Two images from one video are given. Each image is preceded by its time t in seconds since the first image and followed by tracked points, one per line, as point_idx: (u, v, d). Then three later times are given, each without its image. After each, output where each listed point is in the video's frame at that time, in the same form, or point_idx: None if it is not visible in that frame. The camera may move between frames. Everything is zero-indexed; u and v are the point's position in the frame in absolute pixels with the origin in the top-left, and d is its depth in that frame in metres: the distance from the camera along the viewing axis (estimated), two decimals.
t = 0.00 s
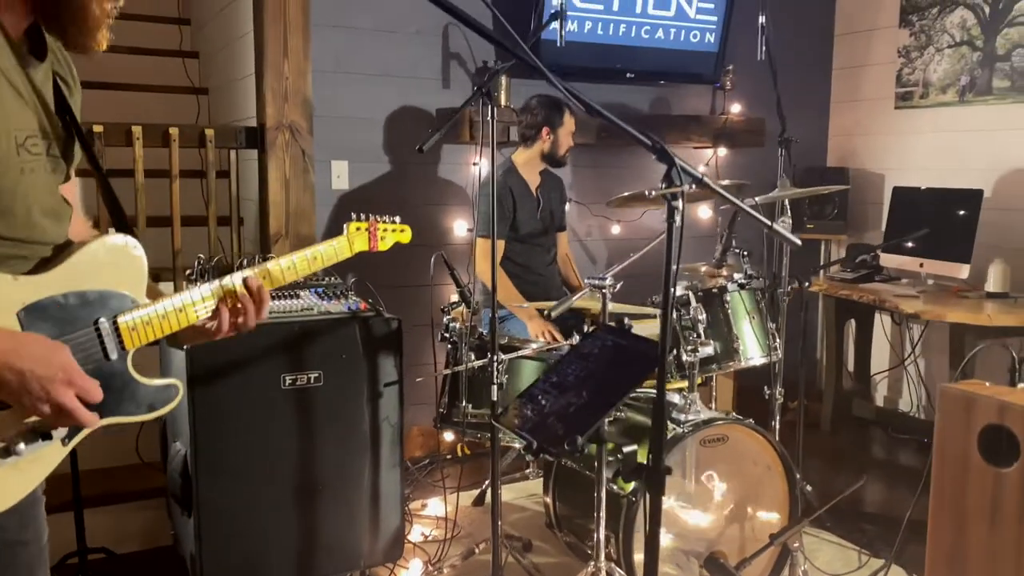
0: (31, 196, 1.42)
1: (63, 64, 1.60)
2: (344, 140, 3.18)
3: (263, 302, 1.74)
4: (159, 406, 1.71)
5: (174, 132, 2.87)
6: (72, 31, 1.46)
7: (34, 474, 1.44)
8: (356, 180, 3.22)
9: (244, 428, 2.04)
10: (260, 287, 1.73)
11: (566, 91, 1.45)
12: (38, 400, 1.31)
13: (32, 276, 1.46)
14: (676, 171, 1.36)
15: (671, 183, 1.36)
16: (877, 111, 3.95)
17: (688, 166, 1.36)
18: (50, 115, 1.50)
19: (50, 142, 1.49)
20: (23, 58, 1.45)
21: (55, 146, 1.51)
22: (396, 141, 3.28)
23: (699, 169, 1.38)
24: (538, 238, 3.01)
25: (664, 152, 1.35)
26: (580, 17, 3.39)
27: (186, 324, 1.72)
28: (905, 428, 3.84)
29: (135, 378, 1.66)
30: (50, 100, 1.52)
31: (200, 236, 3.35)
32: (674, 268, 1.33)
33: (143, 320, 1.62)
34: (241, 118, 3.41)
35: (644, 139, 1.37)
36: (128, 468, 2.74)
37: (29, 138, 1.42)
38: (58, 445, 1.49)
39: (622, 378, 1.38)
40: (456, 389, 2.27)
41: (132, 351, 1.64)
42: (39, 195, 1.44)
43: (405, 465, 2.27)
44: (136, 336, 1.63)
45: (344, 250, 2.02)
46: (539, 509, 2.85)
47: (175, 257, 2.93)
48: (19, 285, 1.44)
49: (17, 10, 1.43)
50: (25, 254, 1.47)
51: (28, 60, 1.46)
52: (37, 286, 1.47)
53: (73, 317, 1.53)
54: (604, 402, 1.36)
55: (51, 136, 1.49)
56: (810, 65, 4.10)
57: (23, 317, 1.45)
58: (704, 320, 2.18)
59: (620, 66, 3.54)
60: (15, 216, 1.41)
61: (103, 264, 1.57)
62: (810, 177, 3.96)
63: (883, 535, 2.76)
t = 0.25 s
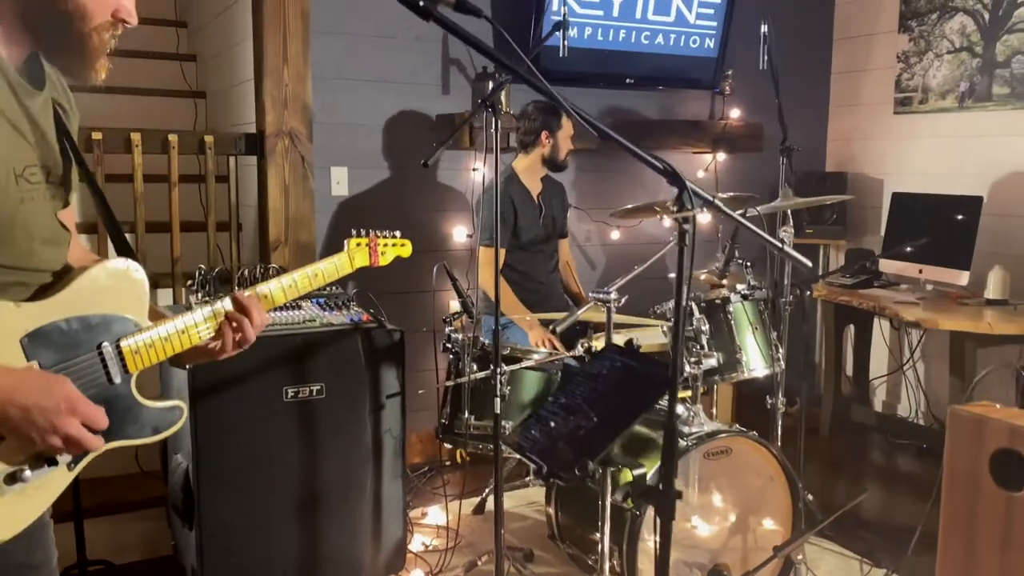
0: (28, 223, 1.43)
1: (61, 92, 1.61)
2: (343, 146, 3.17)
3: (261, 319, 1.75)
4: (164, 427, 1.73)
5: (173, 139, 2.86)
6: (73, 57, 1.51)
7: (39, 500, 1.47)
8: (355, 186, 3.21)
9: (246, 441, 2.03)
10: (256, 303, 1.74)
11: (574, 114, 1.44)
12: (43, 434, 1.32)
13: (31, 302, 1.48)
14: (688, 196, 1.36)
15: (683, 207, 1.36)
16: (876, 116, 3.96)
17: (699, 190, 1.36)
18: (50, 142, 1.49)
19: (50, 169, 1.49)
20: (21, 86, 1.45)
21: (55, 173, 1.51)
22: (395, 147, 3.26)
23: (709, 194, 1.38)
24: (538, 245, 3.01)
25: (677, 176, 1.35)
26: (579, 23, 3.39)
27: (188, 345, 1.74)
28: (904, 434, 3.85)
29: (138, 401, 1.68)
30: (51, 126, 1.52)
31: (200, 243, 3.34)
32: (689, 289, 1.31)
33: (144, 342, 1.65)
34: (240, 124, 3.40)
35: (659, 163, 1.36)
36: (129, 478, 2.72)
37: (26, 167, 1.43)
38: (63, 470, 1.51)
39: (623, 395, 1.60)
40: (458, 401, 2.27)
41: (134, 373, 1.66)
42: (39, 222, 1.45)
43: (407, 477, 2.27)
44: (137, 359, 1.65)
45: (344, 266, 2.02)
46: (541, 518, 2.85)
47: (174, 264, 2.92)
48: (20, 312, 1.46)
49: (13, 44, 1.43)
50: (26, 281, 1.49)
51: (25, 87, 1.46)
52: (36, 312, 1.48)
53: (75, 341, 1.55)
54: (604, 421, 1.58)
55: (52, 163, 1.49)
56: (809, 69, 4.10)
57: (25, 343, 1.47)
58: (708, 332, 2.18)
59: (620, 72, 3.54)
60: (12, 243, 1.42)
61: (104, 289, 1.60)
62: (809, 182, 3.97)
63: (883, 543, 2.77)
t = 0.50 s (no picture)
0: (28, 235, 1.44)
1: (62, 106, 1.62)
2: (345, 153, 3.15)
3: (258, 330, 1.76)
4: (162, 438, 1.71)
5: (174, 145, 2.85)
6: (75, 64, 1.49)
7: (38, 512, 1.48)
8: (356, 193, 3.19)
9: (250, 454, 2.02)
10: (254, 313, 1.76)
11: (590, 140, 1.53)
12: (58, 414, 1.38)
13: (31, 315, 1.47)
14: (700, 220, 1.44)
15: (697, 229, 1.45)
16: (878, 120, 3.95)
17: (711, 213, 1.46)
18: (49, 154, 1.50)
19: (48, 181, 1.50)
20: (22, 100, 1.45)
21: (54, 185, 1.52)
22: (397, 153, 3.25)
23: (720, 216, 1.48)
24: (540, 252, 2.99)
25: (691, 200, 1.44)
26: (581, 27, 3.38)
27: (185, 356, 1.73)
28: (906, 439, 3.86)
29: (136, 412, 1.67)
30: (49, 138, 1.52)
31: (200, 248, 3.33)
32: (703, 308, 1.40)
33: (142, 353, 1.64)
34: (241, 128, 3.38)
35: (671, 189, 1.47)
36: (130, 486, 2.71)
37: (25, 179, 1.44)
38: (63, 482, 1.51)
39: (637, 421, 1.69)
40: (463, 412, 2.26)
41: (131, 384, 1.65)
42: (40, 234, 1.46)
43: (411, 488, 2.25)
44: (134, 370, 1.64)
45: (338, 276, 1.99)
46: (544, 526, 2.84)
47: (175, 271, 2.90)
48: (19, 324, 1.45)
49: (11, 52, 1.42)
50: (25, 293, 1.48)
51: (26, 101, 1.47)
52: (36, 324, 1.47)
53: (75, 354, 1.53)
54: (614, 444, 1.67)
55: (51, 175, 1.51)
56: (810, 73, 4.10)
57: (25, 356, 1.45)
58: (714, 343, 2.18)
59: (621, 77, 3.53)
60: (12, 255, 1.43)
61: (104, 301, 1.59)
62: (811, 186, 3.96)
63: (887, 552, 2.77)
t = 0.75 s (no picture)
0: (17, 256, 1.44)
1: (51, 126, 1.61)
2: (348, 158, 3.14)
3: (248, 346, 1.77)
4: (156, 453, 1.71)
5: (177, 151, 2.83)
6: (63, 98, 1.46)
7: (29, 528, 1.48)
8: (360, 198, 3.18)
9: (255, 465, 2.01)
10: (245, 330, 1.76)
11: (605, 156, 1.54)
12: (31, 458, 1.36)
13: (25, 333, 1.49)
14: (718, 235, 1.46)
15: (714, 244, 1.46)
16: (881, 123, 3.94)
17: (729, 230, 1.47)
18: (41, 178, 1.51)
19: (40, 204, 1.50)
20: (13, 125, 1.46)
21: (47, 208, 1.51)
22: (400, 157, 3.24)
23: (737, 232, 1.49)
24: (545, 257, 2.98)
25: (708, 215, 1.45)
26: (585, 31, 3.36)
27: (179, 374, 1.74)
28: (910, 443, 3.86)
29: (129, 428, 1.66)
30: (42, 163, 1.53)
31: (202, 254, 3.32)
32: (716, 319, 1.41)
33: (136, 371, 1.65)
34: (243, 132, 3.37)
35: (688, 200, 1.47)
36: (134, 494, 2.70)
37: (14, 202, 1.44)
38: (56, 498, 1.51)
39: (649, 439, 1.72)
40: (469, 422, 2.24)
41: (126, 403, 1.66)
42: (30, 258, 1.46)
43: (417, 498, 2.24)
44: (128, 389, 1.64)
45: (332, 293, 1.99)
46: (549, 533, 2.83)
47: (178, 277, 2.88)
48: (14, 341, 1.47)
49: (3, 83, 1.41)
50: (18, 312, 1.49)
51: (17, 125, 1.47)
52: (30, 343, 1.49)
53: (68, 371, 1.55)
54: (625, 466, 1.70)
55: (43, 198, 1.50)
56: (813, 76, 4.08)
57: (19, 374, 1.48)
58: (722, 352, 2.20)
59: (625, 81, 3.51)
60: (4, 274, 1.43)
61: (98, 319, 1.60)
62: (814, 190, 3.96)
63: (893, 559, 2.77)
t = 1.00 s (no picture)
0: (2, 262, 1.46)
1: (48, 134, 1.61)
2: (353, 162, 3.12)
3: (244, 350, 1.73)
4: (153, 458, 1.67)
5: (180, 155, 2.81)
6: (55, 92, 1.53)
7: (21, 532, 1.47)
8: (364, 202, 3.16)
9: (262, 473, 1.98)
10: (240, 335, 1.72)
11: (627, 169, 1.55)
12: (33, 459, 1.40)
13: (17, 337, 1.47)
14: (740, 248, 1.45)
15: (735, 257, 1.46)
16: (887, 126, 3.92)
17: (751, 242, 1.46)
18: (35, 186, 1.53)
19: (34, 210, 1.52)
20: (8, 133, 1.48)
21: (40, 214, 1.53)
22: (406, 161, 3.22)
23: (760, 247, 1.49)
24: (551, 262, 2.97)
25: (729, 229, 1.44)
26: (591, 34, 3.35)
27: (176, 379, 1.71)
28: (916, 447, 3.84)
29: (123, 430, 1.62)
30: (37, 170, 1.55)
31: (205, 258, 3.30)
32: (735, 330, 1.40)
33: (132, 376, 1.63)
34: (247, 136, 3.35)
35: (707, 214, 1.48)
36: (138, 501, 2.68)
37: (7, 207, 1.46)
38: (49, 502, 1.48)
39: (667, 453, 1.74)
40: (477, 429, 2.23)
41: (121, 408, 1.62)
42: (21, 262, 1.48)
43: (424, 506, 2.22)
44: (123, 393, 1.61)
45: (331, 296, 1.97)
46: (556, 540, 2.81)
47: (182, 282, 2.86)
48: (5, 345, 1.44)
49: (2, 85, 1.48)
50: (9, 318, 1.50)
51: (13, 133, 1.50)
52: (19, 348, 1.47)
53: (62, 374, 1.52)
54: (642, 482, 1.71)
55: (36, 204, 1.52)
56: (817, 78, 4.07)
57: (11, 378, 1.44)
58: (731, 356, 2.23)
59: (630, 83, 3.50)
60: None
61: (90, 322, 1.58)
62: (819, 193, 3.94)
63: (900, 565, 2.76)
